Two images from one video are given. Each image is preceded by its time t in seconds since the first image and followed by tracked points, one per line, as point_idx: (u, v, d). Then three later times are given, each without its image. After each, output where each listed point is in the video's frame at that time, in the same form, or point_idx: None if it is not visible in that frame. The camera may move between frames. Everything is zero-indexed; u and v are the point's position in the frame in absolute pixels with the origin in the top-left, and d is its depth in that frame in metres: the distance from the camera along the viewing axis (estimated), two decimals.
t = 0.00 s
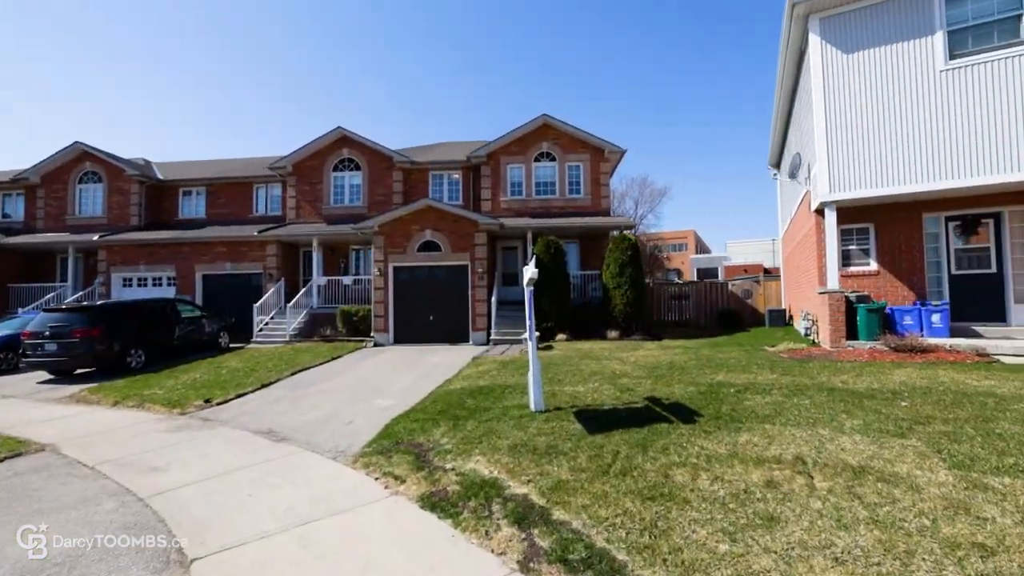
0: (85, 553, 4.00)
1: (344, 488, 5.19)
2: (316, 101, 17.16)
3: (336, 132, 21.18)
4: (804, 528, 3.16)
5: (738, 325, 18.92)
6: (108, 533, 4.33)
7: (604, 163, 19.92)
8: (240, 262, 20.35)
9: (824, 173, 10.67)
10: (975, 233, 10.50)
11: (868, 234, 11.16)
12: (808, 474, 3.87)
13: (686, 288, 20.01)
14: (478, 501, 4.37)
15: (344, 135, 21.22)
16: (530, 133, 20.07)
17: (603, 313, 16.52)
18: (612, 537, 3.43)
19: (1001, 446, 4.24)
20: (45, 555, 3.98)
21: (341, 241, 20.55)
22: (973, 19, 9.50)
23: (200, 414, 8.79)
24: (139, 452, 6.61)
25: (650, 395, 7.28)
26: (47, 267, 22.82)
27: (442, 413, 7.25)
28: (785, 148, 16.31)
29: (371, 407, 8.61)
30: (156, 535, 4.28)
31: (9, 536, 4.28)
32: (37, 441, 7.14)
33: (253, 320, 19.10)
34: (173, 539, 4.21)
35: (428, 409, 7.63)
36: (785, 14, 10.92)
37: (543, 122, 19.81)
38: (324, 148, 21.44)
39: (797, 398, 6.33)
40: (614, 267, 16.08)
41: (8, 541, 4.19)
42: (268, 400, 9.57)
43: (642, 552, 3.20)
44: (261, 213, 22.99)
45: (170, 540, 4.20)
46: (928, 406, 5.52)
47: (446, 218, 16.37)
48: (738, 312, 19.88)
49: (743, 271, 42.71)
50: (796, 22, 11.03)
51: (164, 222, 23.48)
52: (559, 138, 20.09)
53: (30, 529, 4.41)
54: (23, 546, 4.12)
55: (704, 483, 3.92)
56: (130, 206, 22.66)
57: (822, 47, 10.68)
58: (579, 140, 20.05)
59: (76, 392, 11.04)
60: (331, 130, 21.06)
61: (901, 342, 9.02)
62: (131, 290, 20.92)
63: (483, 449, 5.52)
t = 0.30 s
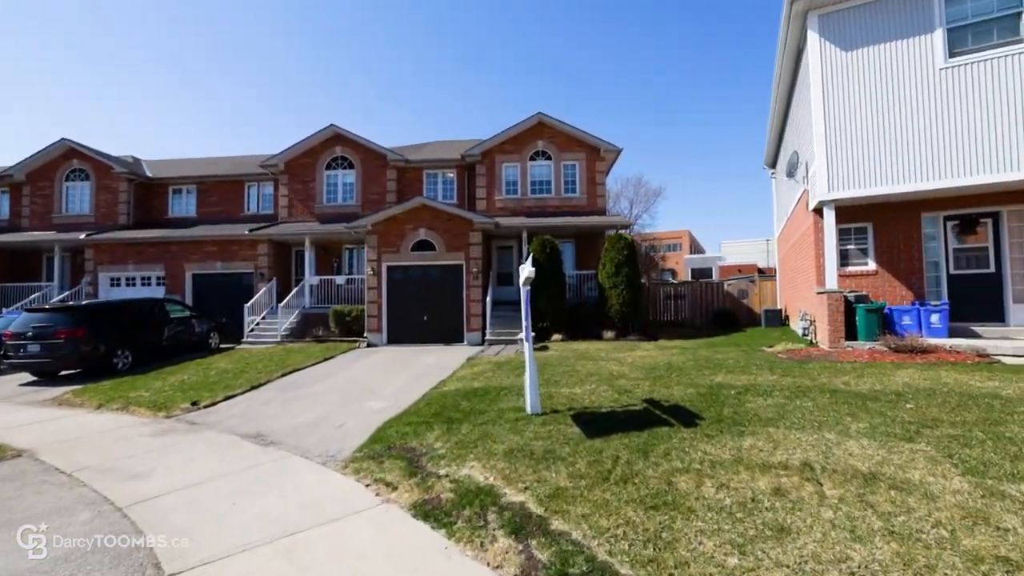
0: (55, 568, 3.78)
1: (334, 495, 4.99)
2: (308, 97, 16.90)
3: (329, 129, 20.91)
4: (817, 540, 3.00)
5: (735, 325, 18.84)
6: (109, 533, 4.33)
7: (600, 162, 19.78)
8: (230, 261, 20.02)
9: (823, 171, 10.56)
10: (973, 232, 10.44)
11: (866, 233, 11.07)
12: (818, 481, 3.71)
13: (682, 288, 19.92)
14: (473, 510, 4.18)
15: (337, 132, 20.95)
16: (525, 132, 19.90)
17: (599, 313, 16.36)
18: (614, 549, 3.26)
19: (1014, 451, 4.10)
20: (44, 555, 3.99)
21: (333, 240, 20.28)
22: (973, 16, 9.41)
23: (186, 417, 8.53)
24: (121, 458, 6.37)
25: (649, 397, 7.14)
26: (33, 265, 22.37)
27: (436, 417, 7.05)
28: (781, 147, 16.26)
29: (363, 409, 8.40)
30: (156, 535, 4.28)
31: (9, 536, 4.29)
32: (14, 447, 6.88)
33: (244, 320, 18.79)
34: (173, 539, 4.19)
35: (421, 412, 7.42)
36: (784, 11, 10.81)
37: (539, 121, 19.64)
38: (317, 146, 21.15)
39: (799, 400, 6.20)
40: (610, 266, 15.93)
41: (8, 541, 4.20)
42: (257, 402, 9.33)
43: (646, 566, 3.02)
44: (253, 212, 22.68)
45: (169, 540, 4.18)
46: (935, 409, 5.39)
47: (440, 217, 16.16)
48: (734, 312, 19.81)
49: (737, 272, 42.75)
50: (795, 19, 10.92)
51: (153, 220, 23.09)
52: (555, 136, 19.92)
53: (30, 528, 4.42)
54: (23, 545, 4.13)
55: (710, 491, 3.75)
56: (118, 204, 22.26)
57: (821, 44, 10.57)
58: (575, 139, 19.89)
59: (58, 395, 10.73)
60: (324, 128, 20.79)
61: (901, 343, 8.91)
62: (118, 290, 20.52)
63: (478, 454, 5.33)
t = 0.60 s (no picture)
0: None
1: (320, 504, 4.76)
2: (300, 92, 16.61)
3: (322, 126, 20.59)
4: (834, 557, 2.80)
5: (732, 324, 18.70)
6: (109, 533, 4.37)
7: (596, 161, 19.59)
8: (221, 260, 19.67)
9: (823, 169, 10.41)
10: (973, 231, 10.32)
11: (866, 232, 10.93)
12: (830, 491, 3.51)
13: (677, 287, 19.73)
14: (466, 521, 3.96)
15: (330, 130, 20.64)
16: (521, 129, 19.69)
17: (595, 312, 16.16)
18: (617, 564, 3.05)
19: None
20: (45, 554, 4.03)
21: (326, 239, 19.98)
22: (976, 11, 9.30)
23: (171, 420, 8.26)
24: (99, 465, 6.10)
25: (648, 400, 6.96)
26: (18, 265, 21.90)
27: (429, 420, 6.82)
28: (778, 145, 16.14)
29: (354, 412, 8.16)
30: (156, 534, 4.30)
31: (9, 535, 4.31)
32: None
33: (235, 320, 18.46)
34: (172, 539, 4.23)
35: (414, 415, 7.18)
36: (783, 6, 10.66)
37: (534, 118, 19.43)
38: (309, 143, 20.84)
39: (803, 402, 6.03)
40: (607, 266, 15.73)
41: (8, 540, 4.23)
42: (245, 405, 9.06)
43: None
44: (244, 210, 22.33)
45: (169, 540, 4.22)
46: (944, 412, 5.22)
47: (435, 215, 15.91)
48: (731, 312, 19.67)
49: (732, 271, 42.62)
50: (795, 14, 10.78)
51: (142, 218, 22.68)
52: (551, 134, 19.71)
53: (30, 528, 4.44)
54: (24, 545, 4.15)
55: (717, 501, 3.55)
56: (106, 202, 21.84)
57: (822, 40, 10.43)
58: (570, 137, 19.68)
59: (40, 397, 10.41)
60: (317, 125, 20.48)
61: (903, 343, 8.76)
62: (106, 289, 20.13)
63: (472, 460, 5.12)
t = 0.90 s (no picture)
0: None
1: (308, 513, 4.53)
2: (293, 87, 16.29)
3: (317, 124, 20.32)
4: None
5: (732, 324, 18.51)
6: (109, 533, 4.35)
7: (594, 159, 19.39)
8: (215, 259, 19.38)
9: (826, 165, 10.21)
10: (979, 229, 10.16)
11: (869, 230, 10.76)
12: (847, 501, 3.31)
13: (677, 287, 19.56)
14: (461, 532, 3.74)
15: (325, 127, 20.37)
16: (518, 127, 19.47)
17: (594, 312, 15.95)
18: None
19: None
20: (44, 555, 4.02)
21: (321, 237, 19.71)
22: (981, 5, 9.15)
23: (158, 423, 8.01)
24: (78, 472, 5.85)
25: (650, 402, 6.76)
26: (8, 264, 21.55)
27: (423, 424, 6.58)
28: (778, 142, 15.95)
29: (347, 415, 7.92)
30: (157, 534, 4.28)
31: (9, 536, 4.31)
32: None
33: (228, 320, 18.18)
34: (172, 539, 4.19)
35: (409, 418, 6.95)
36: None
37: (532, 116, 19.22)
38: (304, 141, 20.57)
39: (810, 405, 5.84)
40: (605, 265, 15.52)
41: (7, 542, 4.22)
42: (235, 407, 8.81)
43: None
44: (239, 208, 22.05)
45: (169, 540, 4.18)
46: (958, 415, 5.03)
47: (431, 214, 15.67)
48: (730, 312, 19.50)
49: (730, 272, 42.29)
50: (797, 8, 10.59)
51: (135, 217, 22.35)
52: (548, 132, 19.49)
53: (31, 528, 4.44)
54: (23, 546, 4.15)
55: (728, 513, 3.34)
56: (98, 200, 21.51)
57: (825, 34, 10.23)
58: (569, 135, 19.47)
59: (25, 399, 10.12)
60: (312, 122, 20.20)
61: (909, 343, 8.58)
62: (98, 289, 19.82)
63: (467, 467, 4.90)
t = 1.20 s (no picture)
0: None
1: (295, 523, 4.29)
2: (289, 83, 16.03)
3: (313, 121, 20.05)
4: None
5: (733, 324, 18.30)
6: (109, 533, 4.30)
7: (593, 157, 19.15)
8: (209, 258, 19.09)
9: (832, 161, 9.99)
10: (987, 227, 9.96)
11: (875, 228, 10.55)
12: (871, 514, 3.08)
13: (677, 286, 19.35)
14: (456, 546, 3.50)
15: (321, 124, 20.10)
16: (517, 125, 19.22)
17: (594, 312, 15.72)
18: None
19: None
20: (44, 555, 3.99)
21: (317, 236, 19.43)
22: None
23: (144, 426, 7.75)
24: (57, 479, 5.59)
25: (654, 404, 6.54)
26: None
27: (419, 428, 6.34)
28: (779, 140, 15.77)
29: (341, 417, 7.68)
30: (156, 535, 4.21)
31: (9, 536, 4.28)
32: None
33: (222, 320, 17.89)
34: (173, 539, 4.13)
35: (404, 422, 6.71)
36: None
37: (530, 113, 18.98)
38: (300, 138, 20.30)
39: (821, 408, 5.61)
40: (605, 264, 15.28)
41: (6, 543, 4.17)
42: (226, 409, 8.56)
43: None
44: (234, 207, 21.77)
45: (170, 540, 4.12)
46: (977, 419, 4.81)
47: (428, 212, 15.41)
48: (731, 312, 19.30)
49: (729, 272, 41.72)
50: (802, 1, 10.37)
51: (128, 215, 22.05)
52: (547, 129, 19.25)
53: (30, 529, 4.39)
54: (23, 546, 4.12)
55: (743, 527, 3.11)
56: (90, 198, 21.21)
57: (830, 27, 10.01)
58: (568, 133, 19.23)
59: (10, 402, 9.85)
60: (308, 119, 19.93)
61: (918, 343, 8.37)
62: (90, 288, 19.52)
63: (464, 474, 4.66)
